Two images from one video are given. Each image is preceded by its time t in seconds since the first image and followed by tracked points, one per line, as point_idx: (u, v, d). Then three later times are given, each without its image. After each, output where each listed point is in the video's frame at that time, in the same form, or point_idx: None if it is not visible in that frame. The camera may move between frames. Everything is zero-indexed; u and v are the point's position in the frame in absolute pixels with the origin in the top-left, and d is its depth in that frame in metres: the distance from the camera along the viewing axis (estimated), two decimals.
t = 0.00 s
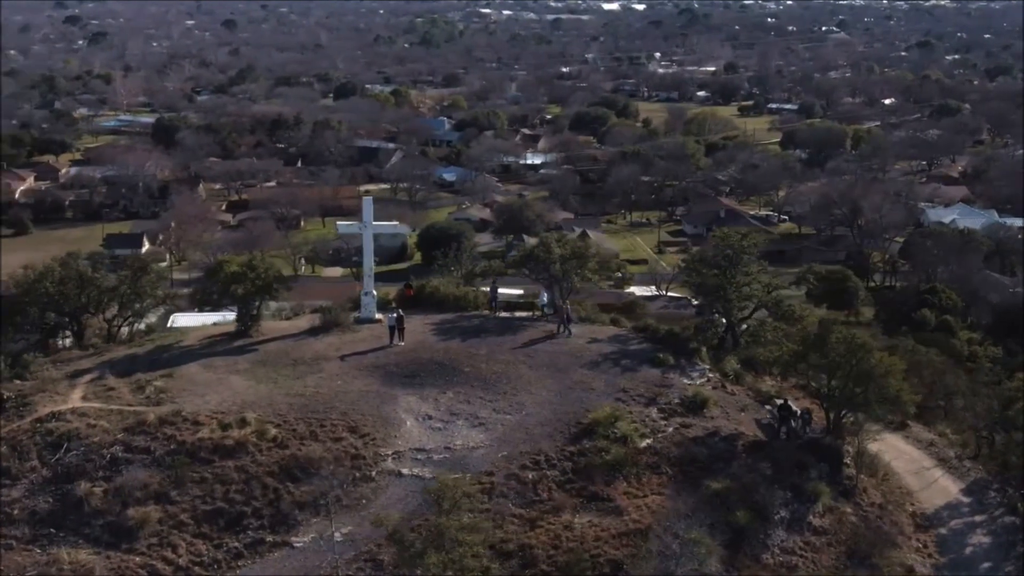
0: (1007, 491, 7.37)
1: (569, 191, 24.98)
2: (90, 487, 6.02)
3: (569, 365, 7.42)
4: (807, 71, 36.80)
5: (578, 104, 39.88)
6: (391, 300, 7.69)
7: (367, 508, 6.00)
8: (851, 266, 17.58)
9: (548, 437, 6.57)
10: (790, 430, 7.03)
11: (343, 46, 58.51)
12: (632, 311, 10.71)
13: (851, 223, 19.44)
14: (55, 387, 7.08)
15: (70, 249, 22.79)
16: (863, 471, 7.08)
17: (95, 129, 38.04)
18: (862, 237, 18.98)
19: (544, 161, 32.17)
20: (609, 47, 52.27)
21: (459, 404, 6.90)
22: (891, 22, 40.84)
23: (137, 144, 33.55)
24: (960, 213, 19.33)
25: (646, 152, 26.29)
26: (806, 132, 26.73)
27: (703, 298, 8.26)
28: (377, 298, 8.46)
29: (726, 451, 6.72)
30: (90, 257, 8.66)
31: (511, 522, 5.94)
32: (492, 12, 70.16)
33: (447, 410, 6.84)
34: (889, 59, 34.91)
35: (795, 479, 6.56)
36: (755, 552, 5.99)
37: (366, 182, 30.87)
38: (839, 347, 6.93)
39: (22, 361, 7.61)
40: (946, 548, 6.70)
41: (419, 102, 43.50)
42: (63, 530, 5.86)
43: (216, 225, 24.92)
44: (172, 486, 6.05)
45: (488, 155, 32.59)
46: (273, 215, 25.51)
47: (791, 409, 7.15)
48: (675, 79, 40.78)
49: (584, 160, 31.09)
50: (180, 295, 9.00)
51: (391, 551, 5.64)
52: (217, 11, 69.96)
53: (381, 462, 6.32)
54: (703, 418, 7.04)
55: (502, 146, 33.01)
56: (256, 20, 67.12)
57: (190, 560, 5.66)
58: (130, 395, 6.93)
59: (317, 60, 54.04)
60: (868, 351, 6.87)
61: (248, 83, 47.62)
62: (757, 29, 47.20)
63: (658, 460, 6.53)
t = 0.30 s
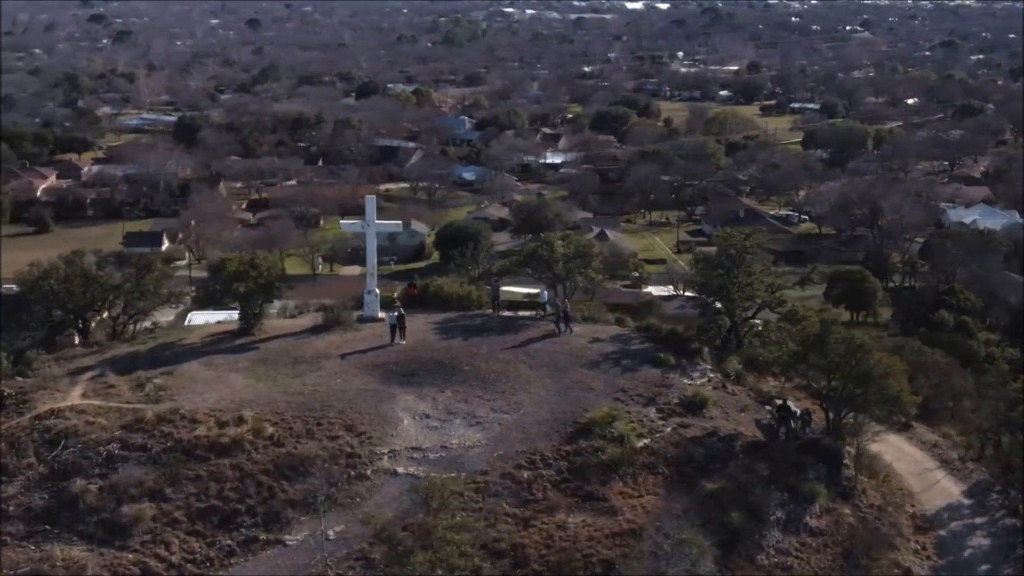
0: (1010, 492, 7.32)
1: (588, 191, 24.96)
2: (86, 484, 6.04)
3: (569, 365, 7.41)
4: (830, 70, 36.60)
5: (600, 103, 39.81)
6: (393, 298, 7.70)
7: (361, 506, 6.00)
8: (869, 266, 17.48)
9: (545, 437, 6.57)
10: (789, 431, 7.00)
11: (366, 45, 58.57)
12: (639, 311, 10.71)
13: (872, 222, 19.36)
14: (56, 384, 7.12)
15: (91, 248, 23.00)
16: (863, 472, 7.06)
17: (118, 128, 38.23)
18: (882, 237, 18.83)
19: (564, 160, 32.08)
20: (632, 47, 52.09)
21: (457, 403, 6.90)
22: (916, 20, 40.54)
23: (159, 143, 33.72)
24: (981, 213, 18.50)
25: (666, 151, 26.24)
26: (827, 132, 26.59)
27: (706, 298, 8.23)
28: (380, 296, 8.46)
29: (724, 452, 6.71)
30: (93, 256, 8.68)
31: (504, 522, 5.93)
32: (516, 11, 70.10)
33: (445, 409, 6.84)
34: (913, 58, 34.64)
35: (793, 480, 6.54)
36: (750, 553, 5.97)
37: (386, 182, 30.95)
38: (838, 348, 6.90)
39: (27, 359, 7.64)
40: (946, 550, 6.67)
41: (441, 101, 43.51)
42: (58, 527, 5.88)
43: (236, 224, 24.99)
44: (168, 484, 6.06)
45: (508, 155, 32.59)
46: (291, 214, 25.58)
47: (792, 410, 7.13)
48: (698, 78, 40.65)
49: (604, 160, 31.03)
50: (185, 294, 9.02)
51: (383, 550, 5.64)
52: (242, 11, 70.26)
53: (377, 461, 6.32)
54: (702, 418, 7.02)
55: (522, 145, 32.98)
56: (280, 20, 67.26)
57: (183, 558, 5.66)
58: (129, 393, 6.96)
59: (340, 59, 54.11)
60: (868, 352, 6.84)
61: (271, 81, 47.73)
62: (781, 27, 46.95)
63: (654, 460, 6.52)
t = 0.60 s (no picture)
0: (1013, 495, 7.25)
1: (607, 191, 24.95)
2: (82, 481, 6.07)
3: (569, 365, 7.40)
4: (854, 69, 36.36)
5: (621, 103, 39.74)
6: (394, 298, 7.71)
7: (354, 506, 6.00)
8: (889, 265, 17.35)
9: (542, 437, 6.56)
10: (788, 432, 6.98)
11: (389, 45, 58.65)
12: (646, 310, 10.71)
13: (892, 224, 19.27)
14: (56, 381, 7.15)
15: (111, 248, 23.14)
16: (862, 474, 7.03)
17: (142, 127, 38.39)
18: (903, 237, 18.68)
19: (584, 160, 32.01)
20: (654, 46, 51.91)
21: (455, 402, 6.91)
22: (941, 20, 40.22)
23: (181, 143, 33.85)
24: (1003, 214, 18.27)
25: (686, 151, 26.18)
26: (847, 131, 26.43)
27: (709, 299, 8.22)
28: (382, 296, 8.47)
29: (721, 452, 6.69)
30: (96, 252, 8.69)
31: (497, 522, 5.92)
32: (539, 11, 70.06)
33: (443, 408, 6.84)
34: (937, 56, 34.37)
35: (790, 481, 6.52)
36: (744, 554, 5.95)
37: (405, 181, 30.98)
38: (837, 349, 6.86)
39: (30, 357, 7.68)
40: (944, 553, 6.64)
41: (462, 101, 43.52)
42: (53, 524, 5.91)
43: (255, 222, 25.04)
44: (163, 482, 6.08)
45: (528, 155, 32.57)
46: (311, 213, 25.64)
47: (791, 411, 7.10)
48: (721, 78, 40.48)
49: (624, 159, 30.98)
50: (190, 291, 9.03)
51: (374, 551, 5.63)
52: (267, 11, 70.46)
53: (373, 460, 6.32)
54: (702, 419, 7.00)
55: (541, 145, 32.97)
56: (304, 20, 67.47)
57: (176, 556, 5.68)
58: (129, 391, 6.99)
59: (362, 58, 54.19)
60: (867, 353, 6.81)
61: (293, 80, 47.85)
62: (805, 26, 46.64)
63: (651, 461, 6.51)
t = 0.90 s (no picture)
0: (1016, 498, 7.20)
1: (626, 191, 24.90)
2: (76, 479, 6.09)
3: (569, 364, 7.39)
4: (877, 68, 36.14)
5: (643, 102, 39.65)
6: (393, 297, 7.72)
7: (347, 505, 6.00)
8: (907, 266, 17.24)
9: (538, 437, 6.55)
10: (786, 433, 6.95)
11: (411, 45, 58.68)
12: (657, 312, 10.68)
13: (912, 225, 19.14)
14: (56, 379, 7.18)
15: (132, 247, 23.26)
16: (861, 475, 7.01)
17: (164, 126, 38.52)
18: (922, 238, 18.56)
19: (604, 160, 31.92)
20: (677, 45, 51.72)
21: (453, 402, 6.90)
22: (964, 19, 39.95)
23: (202, 142, 33.95)
24: None
25: (707, 152, 26.09)
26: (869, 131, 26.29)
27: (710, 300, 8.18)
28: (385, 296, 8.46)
29: (719, 454, 6.67)
30: (102, 250, 8.73)
31: (490, 522, 5.92)
32: (562, 10, 69.94)
33: (440, 408, 6.84)
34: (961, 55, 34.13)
35: (786, 482, 6.49)
36: (739, 555, 5.93)
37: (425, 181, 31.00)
38: (836, 350, 6.83)
39: (33, 355, 7.72)
40: (942, 556, 6.61)
41: (484, 101, 43.51)
42: (47, 522, 5.94)
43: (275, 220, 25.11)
44: (157, 480, 6.09)
45: (548, 154, 32.51)
46: (330, 211, 25.67)
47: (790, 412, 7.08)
48: (743, 76, 40.33)
49: (644, 159, 30.91)
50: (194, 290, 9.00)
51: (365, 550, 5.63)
52: (291, 12, 70.60)
53: (368, 459, 6.32)
54: (700, 420, 6.99)
55: (561, 144, 32.92)
56: (327, 20, 67.62)
57: (168, 554, 5.69)
58: (128, 389, 7.01)
59: (385, 58, 54.22)
60: (864, 355, 6.77)
61: (315, 79, 47.93)
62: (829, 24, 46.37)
63: (647, 461, 6.50)
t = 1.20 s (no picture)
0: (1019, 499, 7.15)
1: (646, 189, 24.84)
2: (73, 477, 6.11)
3: (569, 364, 7.38)
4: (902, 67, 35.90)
5: (665, 101, 39.52)
6: (395, 296, 7.73)
7: (341, 504, 6.00)
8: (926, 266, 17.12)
9: (535, 437, 6.54)
10: (786, 434, 6.93)
11: (435, 44, 58.66)
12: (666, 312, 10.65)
13: (932, 225, 18.99)
14: (58, 377, 7.20)
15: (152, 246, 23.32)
16: (861, 476, 6.97)
17: (187, 125, 38.64)
18: (942, 238, 18.42)
19: (625, 158, 31.81)
20: (700, 44, 51.50)
21: (452, 401, 6.90)
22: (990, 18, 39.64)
23: (224, 141, 34.05)
24: None
25: (728, 151, 25.99)
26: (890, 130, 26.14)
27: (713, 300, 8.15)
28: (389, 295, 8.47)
29: (717, 455, 6.66)
30: (108, 248, 8.78)
31: (483, 522, 5.91)
32: (587, 9, 69.77)
33: (439, 407, 6.84)
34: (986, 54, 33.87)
35: (784, 483, 6.46)
36: (734, 556, 5.91)
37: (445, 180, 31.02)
38: (835, 351, 6.81)
39: (36, 352, 7.77)
40: (941, 558, 6.58)
41: (506, 100, 43.47)
42: (42, 519, 5.97)
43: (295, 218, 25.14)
44: (153, 478, 6.11)
45: (569, 153, 32.45)
46: (349, 210, 25.68)
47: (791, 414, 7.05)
48: (766, 75, 40.15)
49: (665, 158, 30.83)
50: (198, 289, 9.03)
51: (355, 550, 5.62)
52: (316, 11, 70.73)
53: (364, 459, 6.32)
54: (699, 420, 6.97)
55: (581, 143, 32.86)
56: (351, 19, 67.71)
57: (161, 552, 5.71)
58: (128, 387, 7.03)
59: (408, 57, 54.22)
60: (863, 355, 6.74)
61: (338, 78, 47.99)
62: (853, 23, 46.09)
63: (644, 462, 6.48)
